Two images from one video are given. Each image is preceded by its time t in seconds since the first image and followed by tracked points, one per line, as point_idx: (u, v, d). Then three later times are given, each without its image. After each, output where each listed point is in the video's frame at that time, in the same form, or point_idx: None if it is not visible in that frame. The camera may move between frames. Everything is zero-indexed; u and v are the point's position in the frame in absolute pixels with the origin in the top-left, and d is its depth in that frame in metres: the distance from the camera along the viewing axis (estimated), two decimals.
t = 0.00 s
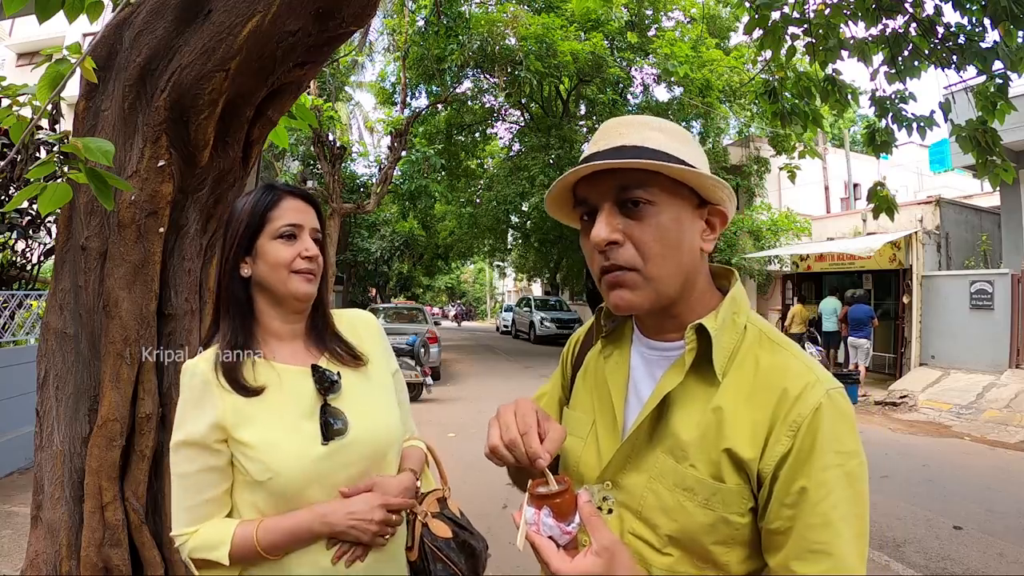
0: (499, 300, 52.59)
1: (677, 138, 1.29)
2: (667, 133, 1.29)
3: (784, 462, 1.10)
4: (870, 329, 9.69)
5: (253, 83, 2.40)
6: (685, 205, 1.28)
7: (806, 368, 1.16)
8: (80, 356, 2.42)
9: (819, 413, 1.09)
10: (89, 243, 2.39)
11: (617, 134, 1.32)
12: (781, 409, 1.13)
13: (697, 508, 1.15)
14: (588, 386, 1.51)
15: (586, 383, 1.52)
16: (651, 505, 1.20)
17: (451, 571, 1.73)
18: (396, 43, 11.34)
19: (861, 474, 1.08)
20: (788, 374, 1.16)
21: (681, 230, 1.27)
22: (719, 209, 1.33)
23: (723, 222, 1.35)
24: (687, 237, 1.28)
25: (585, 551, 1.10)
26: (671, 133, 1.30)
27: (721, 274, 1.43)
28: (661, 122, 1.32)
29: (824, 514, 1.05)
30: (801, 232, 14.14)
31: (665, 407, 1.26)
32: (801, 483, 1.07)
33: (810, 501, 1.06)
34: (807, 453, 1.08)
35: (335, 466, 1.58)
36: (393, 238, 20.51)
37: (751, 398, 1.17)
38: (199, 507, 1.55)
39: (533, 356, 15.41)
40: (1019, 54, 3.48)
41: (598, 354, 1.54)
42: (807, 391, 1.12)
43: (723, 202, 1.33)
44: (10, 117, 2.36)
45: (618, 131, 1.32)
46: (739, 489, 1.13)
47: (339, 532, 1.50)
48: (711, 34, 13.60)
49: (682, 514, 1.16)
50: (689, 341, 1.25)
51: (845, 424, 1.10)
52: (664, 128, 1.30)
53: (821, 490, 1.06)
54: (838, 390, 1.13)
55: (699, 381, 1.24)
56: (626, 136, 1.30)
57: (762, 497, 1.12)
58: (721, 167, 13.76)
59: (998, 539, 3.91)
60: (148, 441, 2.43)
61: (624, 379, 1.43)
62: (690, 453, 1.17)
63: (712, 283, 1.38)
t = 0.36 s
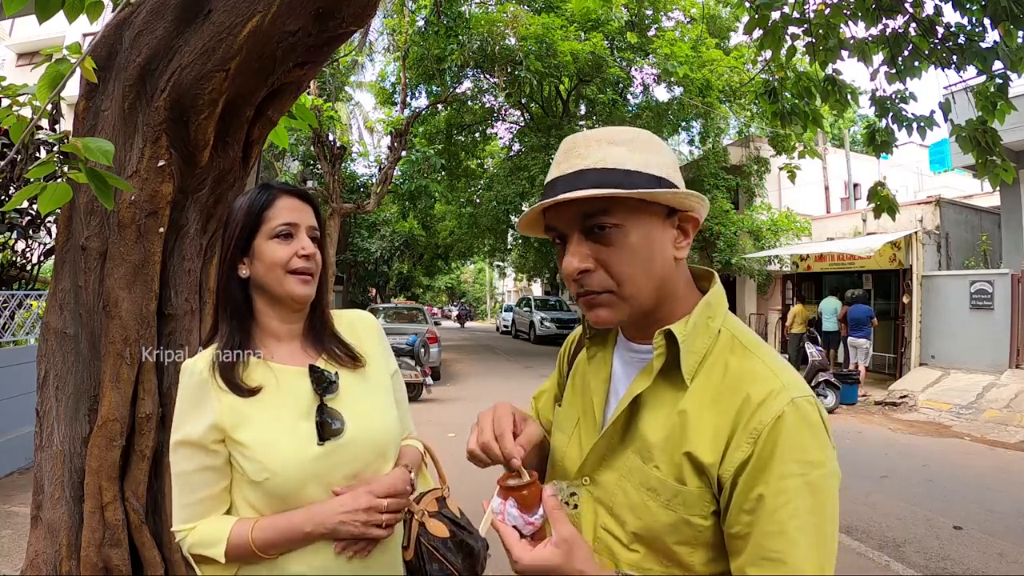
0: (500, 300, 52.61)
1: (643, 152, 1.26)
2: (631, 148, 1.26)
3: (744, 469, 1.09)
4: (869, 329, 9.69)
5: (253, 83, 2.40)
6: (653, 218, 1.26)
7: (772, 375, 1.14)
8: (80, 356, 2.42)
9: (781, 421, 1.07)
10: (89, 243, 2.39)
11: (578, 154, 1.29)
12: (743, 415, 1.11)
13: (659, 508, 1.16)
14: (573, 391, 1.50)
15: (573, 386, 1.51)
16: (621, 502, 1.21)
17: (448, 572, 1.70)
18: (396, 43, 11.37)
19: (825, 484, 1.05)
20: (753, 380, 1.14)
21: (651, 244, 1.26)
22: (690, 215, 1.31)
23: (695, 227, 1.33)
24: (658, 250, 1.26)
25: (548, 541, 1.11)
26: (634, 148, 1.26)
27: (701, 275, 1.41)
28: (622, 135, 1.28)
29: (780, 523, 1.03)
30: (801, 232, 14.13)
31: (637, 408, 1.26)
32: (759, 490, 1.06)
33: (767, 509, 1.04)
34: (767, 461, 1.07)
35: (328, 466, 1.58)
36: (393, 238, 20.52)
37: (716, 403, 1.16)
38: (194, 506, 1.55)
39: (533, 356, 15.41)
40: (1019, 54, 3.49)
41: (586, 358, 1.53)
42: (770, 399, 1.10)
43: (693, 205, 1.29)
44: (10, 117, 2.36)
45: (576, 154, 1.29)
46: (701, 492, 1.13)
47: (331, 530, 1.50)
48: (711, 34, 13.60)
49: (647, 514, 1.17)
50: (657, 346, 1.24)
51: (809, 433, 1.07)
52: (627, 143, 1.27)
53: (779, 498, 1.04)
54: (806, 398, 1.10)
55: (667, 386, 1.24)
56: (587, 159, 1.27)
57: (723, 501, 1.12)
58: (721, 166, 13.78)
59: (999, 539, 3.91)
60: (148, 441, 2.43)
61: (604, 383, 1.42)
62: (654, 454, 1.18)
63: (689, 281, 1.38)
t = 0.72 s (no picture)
0: (500, 300, 52.63)
1: (615, 172, 1.22)
2: (602, 167, 1.22)
3: (719, 476, 1.07)
4: (869, 329, 9.69)
5: (252, 83, 2.39)
6: (629, 241, 1.21)
7: (757, 384, 1.12)
8: (80, 356, 2.42)
9: (758, 430, 1.05)
10: (89, 243, 2.39)
11: (552, 178, 1.27)
12: (722, 422, 1.10)
13: (640, 510, 1.16)
14: (577, 394, 1.50)
15: (579, 387, 1.51)
16: (606, 501, 1.22)
17: (445, 570, 1.72)
18: (396, 43, 11.38)
19: (802, 499, 1.02)
20: (736, 388, 1.12)
21: (626, 266, 1.21)
22: (672, 233, 1.23)
23: (680, 244, 1.25)
24: (633, 271, 1.22)
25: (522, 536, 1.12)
26: (604, 167, 1.22)
27: (699, 280, 1.39)
28: (595, 149, 1.24)
29: (751, 533, 1.01)
30: (801, 232, 14.13)
31: (627, 408, 1.27)
32: (732, 499, 1.04)
33: (739, 518, 1.02)
34: (743, 470, 1.05)
35: (324, 468, 1.57)
36: (393, 238, 20.54)
37: (699, 409, 1.15)
38: (195, 506, 1.55)
39: (533, 356, 15.40)
40: (1019, 54, 3.49)
41: (587, 360, 1.54)
42: (749, 408, 1.08)
43: (672, 221, 1.22)
44: (10, 117, 2.36)
45: (551, 178, 1.27)
46: (679, 497, 1.13)
47: (332, 530, 1.50)
48: (711, 34, 13.60)
49: (628, 516, 1.18)
50: (642, 351, 1.24)
51: (789, 446, 1.04)
52: (599, 161, 1.23)
53: (752, 508, 1.02)
54: (790, 409, 1.07)
55: (653, 390, 1.24)
56: (557, 183, 1.25)
57: (700, 508, 1.11)
58: (721, 167, 13.77)
59: (999, 539, 3.91)
60: (148, 441, 2.42)
61: (602, 383, 1.43)
62: (636, 456, 1.18)
63: (691, 283, 1.35)
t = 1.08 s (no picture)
0: (500, 300, 52.69)
1: (628, 167, 1.15)
2: (614, 162, 1.16)
3: (742, 486, 1.02)
4: (869, 329, 9.69)
5: (252, 83, 2.39)
6: (646, 240, 1.15)
7: (787, 389, 1.06)
8: (80, 356, 2.42)
9: (785, 437, 0.99)
10: (89, 243, 2.39)
11: (563, 176, 1.22)
12: (746, 428, 1.05)
13: (656, 522, 1.11)
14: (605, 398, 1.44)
15: (607, 390, 1.46)
16: (624, 510, 1.17)
17: (441, 569, 1.72)
18: (396, 43, 11.39)
19: (832, 517, 0.95)
20: (763, 392, 1.07)
21: (644, 269, 1.15)
22: (693, 228, 1.16)
23: (704, 239, 1.18)
24: (652, 274, 1.15)
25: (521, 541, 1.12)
26: (616, 162, 1.16)
27: (733, 274, 1.36)
28: (606, 144, 1.17)
29: (770, 552, 0.96)
30: (801, 232, 14.14)
31: (648, 411, 1.23)
32: (753, 512, 0.99)
33: (759, 534, 0.97)
34: (767, 481, 0.99)
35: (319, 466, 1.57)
36: (393, 237, 20.54)
37: (723, 412, 1.10)
38: (193, 502, 1.56)
39: (533, 356, 15.40)
40: (1019, 54, 3.49)
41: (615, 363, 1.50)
42: (777, 413, 1.03)
43: (692, 217, 1.14)
44: (10, 117, 2.37)
45: (563, 175, 1.22)
46: (697, 509, 1.08)
47: (323, 526, 1.50)
48: (711, 34, 13.61)
49: (645, 527, 1.12)
50: (665, 349, 1.18)
51: (819, 456, 0.98)
52: (610, 155, 1.16)
53: (773, 524, 0.97)
54: (820, 416, 1.01)
55: (677, 392, 1.19)
56: (568, 182, 1.21)
57: (720, 521, 1.05)
58: (721, 167, 13.78)
59: (998, 539, 3.91)
60: (148, 441, 2.43)
61: (627, 388, 1.39)
62: (654, 463, 1.13)
63: (723, 277, 1.28)
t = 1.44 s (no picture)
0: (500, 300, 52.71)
1: (645, 167, 1.14)
2: (628, 162, 1.15)
3: (771, 499, 1.00)
4: (870, 329, 9.69)
5: (252, 83, 2.39)
6: (667, 244, 1.13)
7: (819, 396, 1.03)
8: (80, 356, 2.42)
9: (818, 449, 0.97)
10: (89, 243, 2.39)
11: (576, 180, 1.22)
12: (777, 438, 1.03)
13: (682, 537, 1.09)
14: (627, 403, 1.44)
15: (629, 394, 1.45)
16: (650, 524, 1.16)
17: (443, 567, 1.72)
18: (396, 43, 11.39)
19: (867, 534, 0.94)
20: (793, 400, 1.05)
21: (671, 273, 1.14)
22: (718, 227, 1.15)
23: (729, 237, 1.17)
24: (678, 278, 1.14)
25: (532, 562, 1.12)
26: (631, 162, 1.15)
27: (761, 270, 1.33)
28: (620, 143, 1.16)
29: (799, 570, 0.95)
30: (801, 232, 14.15)
31: (675, 419, 1.21)
32: (781, 528, 0.98)
33: (789, 551, 0.96)
34: (797, 495, 0.98)
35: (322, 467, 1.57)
36: (393, 237, 20.54)
37: (750, 423, 1.08)
38: (193, 493, 1.57)
39: (533, 356, 15.40)
40: (1019, 54, 3.49)
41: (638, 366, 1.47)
42: (809, 423, 1.01)
43: (716, 216, 1.14)
44: (10, 117, 2.36)
45: (577, 178, 1.21)
46: (725, 522, 1.06)
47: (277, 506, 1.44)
48: (711, 34, 13.61)
49: (671, 542, 1.11)
50: (692, 356, 1.17)
51: (854, 470, 0.96)
52: (623, 156, 1.16)
53: (802, 542, 0.95)
54: (855, 425, 0.99)
55: (704, 401, 1.17)
56: (580, 186, 1.21)
57: (748, 534, 1.04)
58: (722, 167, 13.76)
59: (998, 539, 3.91)
60: (148, 441, 2.42)
61: (654, 392, 1.37)
62: (680, 475, 1.12)
63: (749, 276, 1.26)
